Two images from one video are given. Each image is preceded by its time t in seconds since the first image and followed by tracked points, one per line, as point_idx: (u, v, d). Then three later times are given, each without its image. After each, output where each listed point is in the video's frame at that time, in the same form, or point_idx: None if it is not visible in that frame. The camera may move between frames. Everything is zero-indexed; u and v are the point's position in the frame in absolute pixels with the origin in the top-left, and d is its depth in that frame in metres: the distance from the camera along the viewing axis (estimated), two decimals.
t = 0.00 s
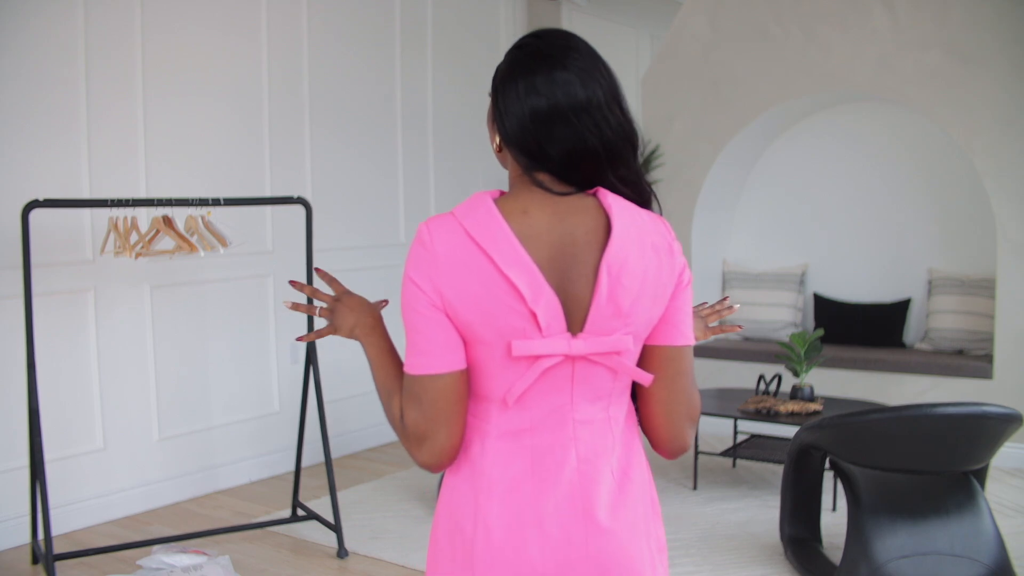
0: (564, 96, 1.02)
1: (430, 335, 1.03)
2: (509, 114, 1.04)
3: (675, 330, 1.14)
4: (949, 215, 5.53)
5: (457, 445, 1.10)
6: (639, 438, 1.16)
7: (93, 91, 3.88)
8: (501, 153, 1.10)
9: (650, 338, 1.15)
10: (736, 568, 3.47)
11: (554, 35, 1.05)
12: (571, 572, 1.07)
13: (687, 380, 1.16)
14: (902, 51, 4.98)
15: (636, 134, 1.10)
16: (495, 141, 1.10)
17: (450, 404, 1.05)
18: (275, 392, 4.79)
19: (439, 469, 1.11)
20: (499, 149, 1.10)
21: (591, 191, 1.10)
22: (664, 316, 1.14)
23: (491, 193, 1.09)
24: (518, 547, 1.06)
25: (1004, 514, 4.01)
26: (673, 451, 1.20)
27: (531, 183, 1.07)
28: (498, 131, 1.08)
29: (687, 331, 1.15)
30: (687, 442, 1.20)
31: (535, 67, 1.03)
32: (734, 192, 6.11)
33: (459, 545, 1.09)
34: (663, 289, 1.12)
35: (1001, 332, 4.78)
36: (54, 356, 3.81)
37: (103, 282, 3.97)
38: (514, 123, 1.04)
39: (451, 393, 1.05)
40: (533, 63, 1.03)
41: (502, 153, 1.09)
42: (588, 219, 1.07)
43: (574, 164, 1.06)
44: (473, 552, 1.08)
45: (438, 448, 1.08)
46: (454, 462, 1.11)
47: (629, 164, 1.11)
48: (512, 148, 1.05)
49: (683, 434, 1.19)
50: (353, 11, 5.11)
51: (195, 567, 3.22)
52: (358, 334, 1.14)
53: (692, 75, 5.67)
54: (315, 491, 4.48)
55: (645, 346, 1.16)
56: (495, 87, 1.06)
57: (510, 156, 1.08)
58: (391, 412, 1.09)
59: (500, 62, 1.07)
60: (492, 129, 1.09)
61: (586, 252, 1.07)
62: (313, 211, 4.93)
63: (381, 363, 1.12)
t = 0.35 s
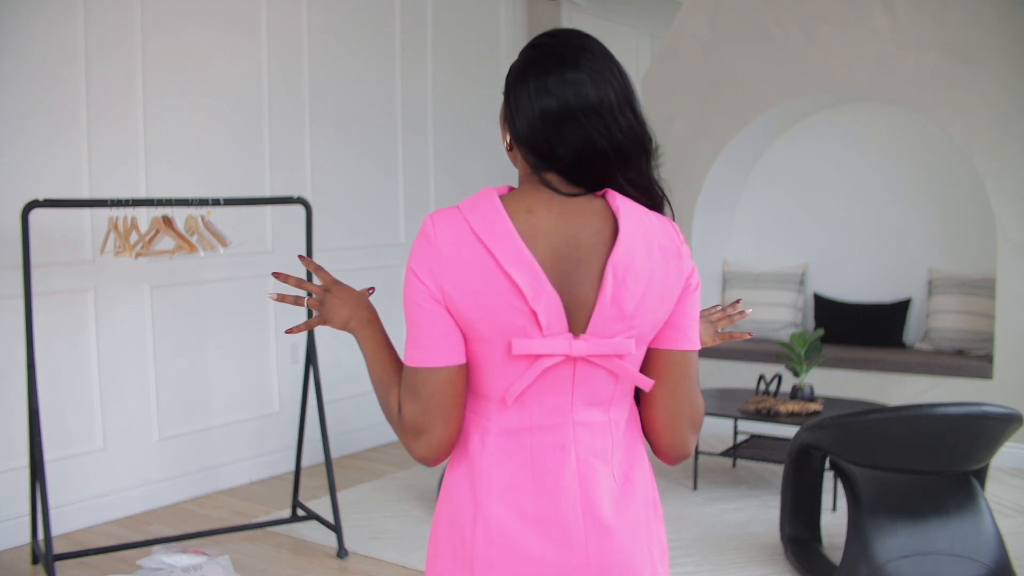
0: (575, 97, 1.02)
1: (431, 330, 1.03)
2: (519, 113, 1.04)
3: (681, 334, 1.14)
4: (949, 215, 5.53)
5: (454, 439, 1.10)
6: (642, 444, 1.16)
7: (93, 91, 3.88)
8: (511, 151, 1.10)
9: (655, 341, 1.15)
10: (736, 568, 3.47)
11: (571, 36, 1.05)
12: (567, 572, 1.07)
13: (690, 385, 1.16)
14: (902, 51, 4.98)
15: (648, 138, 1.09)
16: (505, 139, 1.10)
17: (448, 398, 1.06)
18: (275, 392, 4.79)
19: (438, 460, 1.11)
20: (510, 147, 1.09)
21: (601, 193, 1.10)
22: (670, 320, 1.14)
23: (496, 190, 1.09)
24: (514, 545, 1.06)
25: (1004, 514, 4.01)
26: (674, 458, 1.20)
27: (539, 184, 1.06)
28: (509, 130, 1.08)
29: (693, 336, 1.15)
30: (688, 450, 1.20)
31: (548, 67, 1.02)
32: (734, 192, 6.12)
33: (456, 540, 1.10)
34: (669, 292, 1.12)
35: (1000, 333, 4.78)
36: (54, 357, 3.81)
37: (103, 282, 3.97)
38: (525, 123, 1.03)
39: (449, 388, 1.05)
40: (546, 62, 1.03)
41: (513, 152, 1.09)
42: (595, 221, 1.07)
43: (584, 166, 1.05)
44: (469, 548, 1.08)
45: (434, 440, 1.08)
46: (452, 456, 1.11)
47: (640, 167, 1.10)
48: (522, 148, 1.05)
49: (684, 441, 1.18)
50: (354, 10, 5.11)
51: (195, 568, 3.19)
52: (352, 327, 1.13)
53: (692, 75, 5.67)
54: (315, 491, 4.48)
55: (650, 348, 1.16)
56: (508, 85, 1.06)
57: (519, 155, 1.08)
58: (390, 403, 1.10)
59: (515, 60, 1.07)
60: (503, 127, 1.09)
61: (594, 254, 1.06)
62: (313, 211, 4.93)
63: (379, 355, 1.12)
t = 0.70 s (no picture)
0: (573, 98, 1.02)
1: (428, 330, 1.03)
2: (517, 113, 1.04)
3: (678, 335, 1.14)
4: (949, 215, 5.54)
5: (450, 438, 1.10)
6: (641, 447, 1.16)
7: (93, 91, 3.88)
8: (509, 151, 1.09)
9: (652, 341, 1.15)
10: (736, 568, 3.47)
11: (571, 37, 1.04)
12: (563, 573, 1.07)
13: (687, 386, 1.16)
14: (902, 51, 4.98)
15: (647, 139, 1.09)
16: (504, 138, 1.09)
17: (445, 397, 1.06)
18: (275, 392, 4.79)
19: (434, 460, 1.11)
20: (508, 146, 1.09)
21: (599, 193, 1.10)
22: (667, 321, 1.14)
23: (495, 191, 1.09)
24: (510, 546, 1.06)
25: (1004, 514, 4.01)
26: (670, 458, 1.20)
27: (537, 185, 1.06)
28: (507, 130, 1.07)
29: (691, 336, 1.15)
30: (684, 451, 1.20)
31: (547, 67, 1.02)
32: (734, 192, 6.12)
33: (453, 541, 1.09)
34: (667, 293, 1.12)
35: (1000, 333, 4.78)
36: (54, 358, 3.81)
37: (103, 282, 3.97)
38: (522, 123, 1.03)
39: (445, 388, 1.05)
40: (545, 63, 1.03)
41: (511, 152, 1.09)
42: (592, 221, 1.07)
43: (581, 166, 1.05)
44: (465, 549, 1.08)
45: (431, 440, 1.08)
46: (449, 455, 1.11)
47: (639, 169, 1.10)
48: (520, 148, 1.05)
49: (680, 441, 1.19)
50: (354, 10, 5.11)
51: (195, 567, 3.18)
52: (351, 328, 1.12)
53: (692, 75, 5.67)
54: (315, 491, 4.48)
55: (647, 349, 1.16)
56: (507, 85, 1.05)
57: (517, 155, 1.08)
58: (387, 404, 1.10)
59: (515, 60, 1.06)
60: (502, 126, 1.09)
61: (591, 255, 1.06)
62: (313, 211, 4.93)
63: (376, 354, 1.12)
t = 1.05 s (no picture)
0: (569, 97, 1.02)
1: (425, 334, 1.03)
2: (513, 113, 1.04)
3: (676, 336, 1.14)
4: (950, 215, 5.54)
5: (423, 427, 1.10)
6: (635, 435, 1.17)
7: (93, 91, 3.88)
8: (504, 150, 1.09)
9: (649, 343, 1.15)
10: (735, 568, 3.47)
11: (566, 35, 1.04)
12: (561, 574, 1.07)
13: (684, 386, 1.16)
14: (903, 50, 4.98)
15: (642, 137, 1.09)
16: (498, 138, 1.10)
17: (430, 393, 1.06)
18: (275, 392, 4.80)
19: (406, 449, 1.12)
20: (503, 146, 1.09)
21: (596, 193, 1.09)
22: (664, 321, 1.14)
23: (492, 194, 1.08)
24: (508, 547, 1.06)
25: (1004, 513, 4.01)
26: (667, 454, 1.21)
27: (535, 184, 1.06)
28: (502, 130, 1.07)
29: (688, 338, 1.15)
30: (680, 449, 1.22)
31: (542, 67, 1.02)
32: (734, 192, 6.12)
33: (450, 542, 1.09)
34: (666, 294, 1.12)
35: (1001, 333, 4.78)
36: (55, 358, 3.81)
37: (104, 282, 3.97)
38: (519, 123, 1.03)
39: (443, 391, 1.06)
40: (539, 62, 1.03)
41: (507, 152, 1.09)
42: (590, 222, 1.07)
43: (578, 165, 1.05)
44: (463, 550, 1.07)
45: (409, 434, 1.10)
46: (446, 456, 1.11)
47: (634, 166, 1.11)
48: (516, 148, 1.05)
49: (678, 441, 1.20)
50: (354, 10, 5.11)
51: (195, 568, 3.17)
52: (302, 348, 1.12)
53: (692, 75, 5.67)
54: (315, 491, 4.48)
55: (645, 350, 1.16)
56: (502, 84, 1.05)
57: (513, 155, 1.08)
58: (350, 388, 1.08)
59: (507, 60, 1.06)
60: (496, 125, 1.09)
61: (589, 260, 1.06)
62: (313, 211, 4.94)
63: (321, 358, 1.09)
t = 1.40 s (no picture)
0: (562, 97, 1.02)
1: (421, 339, 1.03)
2: (506, 116, 1.04)
3: (670, 337, 1.14)
4: (950, 215, 5.54)
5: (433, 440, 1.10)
6: (633, 434, 1.16)
7: (93, 91, 3.88)
8: (496, 155, 1.09)
9: (644, 343, 1.15)
10: (735, 568, 3.47)
11: (557, 38, 1.04)
12: None
13: (678, 386, 1.17)
14: (903, 50, 4.98)
15: (635, 137, 1.09)
16: (490, 143, 1.10)
17: (437, 407, 1.07)
18: (276, 391, 4.80)
19: (420, 464, 1.12)
20: (496, 151, 1.09)
21: (588, 195, 1.09)
22: (659, 321, 1.14)
23: (483, 198, 1.08)
24: (508, 551, 1.06)
25: (1004, 514, 4.01)
26: (666, 454, 1.21)
27: (529, 188, 1.06)
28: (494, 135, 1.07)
29: (683, 337, 1.15)
30: (680, 448, 1.21)
31: (534, 69, 1.03)
32: (735, 192, 6.12)
33: (450, 546, 1.09)
34: (660, 294, 1.12)
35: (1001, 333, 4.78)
36: (55, 359, 3.80)
37: (104, 282, 3.97)
38: (512, 125, 1.03)
39: (439, 395, 1.06)
40: (531, 65, 1.03)
41: (499, 156, 1.09)
42: (584, 223, 1.07)
43: (571, 167, 1.05)
44: (463, 555, 1.07)
45: (425, 446, 1.10)
46: (444, 460, 1.11)
47: (628, 168, 1.10)
48: (509, 151, 1.05)
49: (676, 439, 1.20)
50: (354, 10, 5.11)
51: (195, 568, 3.16)
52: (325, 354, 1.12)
53: (692, 75, 5.67)
54: (315, 491, 4.48)
55: (640, 351, 1.16)
56: (493, 88, 1.05)
57: (506, 159, 1.08)
58: (375, 417, 1.08)
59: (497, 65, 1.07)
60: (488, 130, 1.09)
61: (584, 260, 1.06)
62: (313, 211, 4.94)
63: (342, 364, 1.09)
